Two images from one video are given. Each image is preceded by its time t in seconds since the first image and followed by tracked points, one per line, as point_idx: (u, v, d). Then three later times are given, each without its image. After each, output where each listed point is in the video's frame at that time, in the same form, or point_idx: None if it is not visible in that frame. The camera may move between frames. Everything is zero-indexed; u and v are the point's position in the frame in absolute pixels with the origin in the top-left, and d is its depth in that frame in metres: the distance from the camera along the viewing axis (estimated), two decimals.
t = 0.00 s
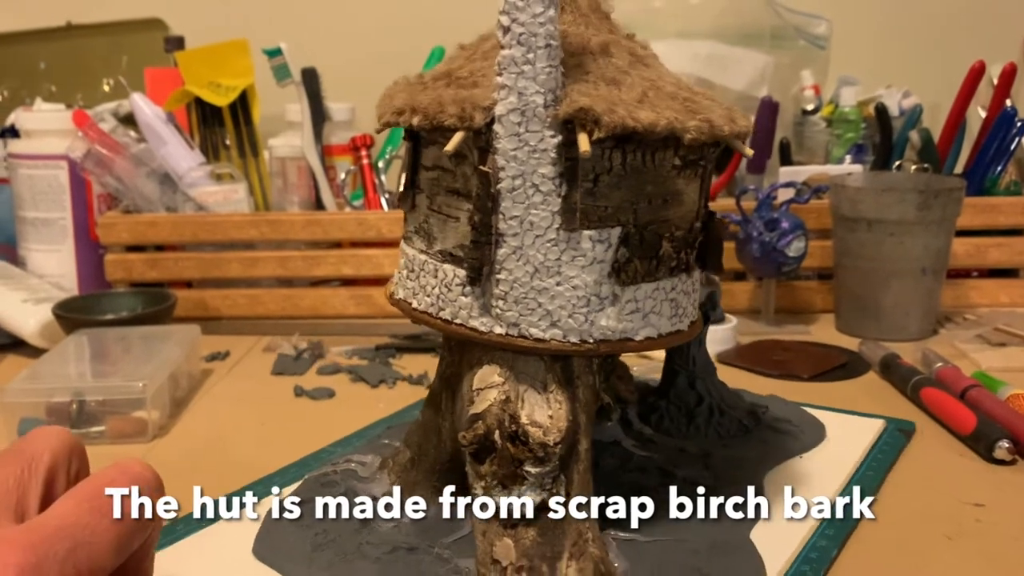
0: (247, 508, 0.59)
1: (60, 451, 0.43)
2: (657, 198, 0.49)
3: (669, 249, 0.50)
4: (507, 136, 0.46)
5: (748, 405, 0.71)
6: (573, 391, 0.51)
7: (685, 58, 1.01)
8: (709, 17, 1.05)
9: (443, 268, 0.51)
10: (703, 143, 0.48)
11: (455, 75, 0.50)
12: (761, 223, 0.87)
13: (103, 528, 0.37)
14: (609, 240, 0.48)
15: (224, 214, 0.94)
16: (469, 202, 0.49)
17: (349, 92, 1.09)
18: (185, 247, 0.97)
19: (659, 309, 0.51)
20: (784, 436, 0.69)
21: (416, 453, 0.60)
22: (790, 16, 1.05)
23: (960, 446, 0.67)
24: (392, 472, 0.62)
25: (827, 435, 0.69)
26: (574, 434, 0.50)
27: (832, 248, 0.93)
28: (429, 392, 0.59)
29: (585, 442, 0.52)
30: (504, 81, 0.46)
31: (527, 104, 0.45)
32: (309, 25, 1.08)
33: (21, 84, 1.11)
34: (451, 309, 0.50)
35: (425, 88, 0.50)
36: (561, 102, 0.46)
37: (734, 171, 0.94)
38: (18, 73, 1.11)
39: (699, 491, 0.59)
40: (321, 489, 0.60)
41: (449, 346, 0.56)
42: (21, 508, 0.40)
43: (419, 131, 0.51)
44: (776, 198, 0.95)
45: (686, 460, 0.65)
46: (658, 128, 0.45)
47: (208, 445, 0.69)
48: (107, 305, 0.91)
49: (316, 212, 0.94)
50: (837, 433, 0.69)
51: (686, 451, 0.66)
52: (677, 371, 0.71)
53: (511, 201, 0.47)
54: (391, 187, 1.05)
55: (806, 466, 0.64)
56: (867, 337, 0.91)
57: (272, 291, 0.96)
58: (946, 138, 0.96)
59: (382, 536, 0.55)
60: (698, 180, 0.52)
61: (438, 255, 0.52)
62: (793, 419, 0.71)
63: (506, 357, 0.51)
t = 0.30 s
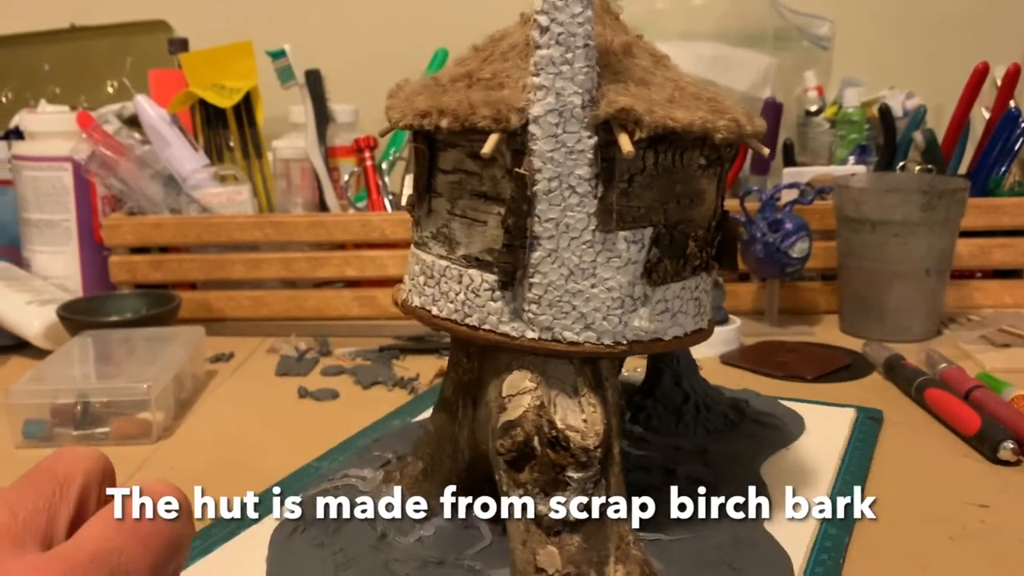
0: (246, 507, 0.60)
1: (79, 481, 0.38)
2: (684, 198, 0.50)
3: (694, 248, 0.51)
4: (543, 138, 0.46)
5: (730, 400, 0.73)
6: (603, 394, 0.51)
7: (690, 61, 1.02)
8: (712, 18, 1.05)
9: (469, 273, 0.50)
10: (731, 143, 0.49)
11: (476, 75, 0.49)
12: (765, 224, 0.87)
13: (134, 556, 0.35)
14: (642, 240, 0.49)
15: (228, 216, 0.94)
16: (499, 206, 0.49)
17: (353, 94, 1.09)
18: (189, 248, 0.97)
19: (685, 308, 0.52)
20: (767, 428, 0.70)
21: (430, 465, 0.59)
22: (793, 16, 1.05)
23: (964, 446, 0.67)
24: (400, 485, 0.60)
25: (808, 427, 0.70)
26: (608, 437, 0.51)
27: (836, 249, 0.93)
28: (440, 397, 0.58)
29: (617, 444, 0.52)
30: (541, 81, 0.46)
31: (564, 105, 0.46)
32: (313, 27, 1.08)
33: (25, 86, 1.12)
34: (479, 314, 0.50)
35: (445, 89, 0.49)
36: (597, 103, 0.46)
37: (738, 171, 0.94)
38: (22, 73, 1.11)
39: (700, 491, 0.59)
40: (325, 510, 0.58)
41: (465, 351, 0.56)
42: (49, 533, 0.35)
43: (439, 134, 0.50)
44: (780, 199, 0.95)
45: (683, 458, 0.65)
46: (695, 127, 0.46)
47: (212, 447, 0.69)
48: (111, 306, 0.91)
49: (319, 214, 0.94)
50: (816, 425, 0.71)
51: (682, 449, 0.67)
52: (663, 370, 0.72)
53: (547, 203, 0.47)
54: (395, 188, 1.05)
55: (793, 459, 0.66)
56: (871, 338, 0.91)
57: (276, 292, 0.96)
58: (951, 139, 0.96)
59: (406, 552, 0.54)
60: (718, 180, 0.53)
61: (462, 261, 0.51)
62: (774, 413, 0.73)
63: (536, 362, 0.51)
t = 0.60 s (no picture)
0: (247, 507, 0.60)
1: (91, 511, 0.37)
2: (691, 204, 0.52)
3: (699, 253, 0.53)
4: (565, 145, 0.47)
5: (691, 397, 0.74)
6: (616, 400, 0.53)
7: (689, 64, 1.02)
8: (711, 22, 1.05)
9: (482, 283, 0.50)
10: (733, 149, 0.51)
11: (483, 82, 0.49)
12: (763, 228, 0.87)
13: None
14: (656, 245, 0.50)
15: (227, 220, 0.95)
16: (514, 214, 0.49)
17: (353, 97, 1.09)
18: (189, 252, 0.97)
19: (690, 311, 0.53)
20: (729, 422, 0.72)
21: (430, 480, 0.57)
22: (792, 20, 1.05)
23: (961, 451, 0.67)
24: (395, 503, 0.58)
25: (765, 421, 0.73)
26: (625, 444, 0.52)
27: (835, 252, 0.93)
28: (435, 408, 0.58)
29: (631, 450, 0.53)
30: (563, 88, 0.46)
31: (586, 112, 0.46)
32: (312, 30, 1.08)
33: (25, 90, 1.12)
34: (494, 325, 0.50)
35: (452, 97, 0.49)
36: (617, 111, 0.47)
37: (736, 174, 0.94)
38: (23, 77, 1.12)
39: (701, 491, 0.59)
40: (321, 536, 0.55)
41: (467, 360, 0.56)
42: (69, 562, 0.35)
43: (445, 142, 0.50)
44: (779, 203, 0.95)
45: (662, 458, 0.66)
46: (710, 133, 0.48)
47: (210, 451, 0.69)
48: (111, 310, 0.92)
49: (318, 218, 0.94)
50: (773, 419, 0.73)
51: (656, 448, 0.67)
52: (628, 371, 0.72)
53: (568, 210, 0.47)
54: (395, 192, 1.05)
55: (761, 451, 0.68)
56: (870, 343, 0.91)
57: (275, 295, 0.96)
58: (950, 142, 0.96)
59: (419, 570, 0.52)
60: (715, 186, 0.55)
61: (473, 271, 0.50)
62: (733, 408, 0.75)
63: (550, 370, 0.52)
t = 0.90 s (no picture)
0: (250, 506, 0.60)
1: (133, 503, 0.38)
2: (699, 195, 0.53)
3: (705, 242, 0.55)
4: (591, 138, 0.48)
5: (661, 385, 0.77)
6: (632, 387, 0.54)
7: (695, 63, 1.02)
8: (717, 20, 1.05)
9: (504, 275, 0.50)
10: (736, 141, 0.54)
11: (500, 78, 0.50)
12: (770, 226, 0.87)
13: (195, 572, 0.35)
14: (670, 235, 0.51)
15: (234, 218, 0.95)
16: (537, 206, 0.49)
17: (360, 96, 1.09)
18: (196, 250, 0.97)
19: (697, 299, 0.55)
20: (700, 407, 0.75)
21: (442, 474, 0.57)
22: (798, 19, 1.05)
23: (969, 448, 0.67)
24: (404, 501, 0.58)
25: (731, 405, 0.76)
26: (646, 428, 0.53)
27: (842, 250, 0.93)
28: (443, 401, 0.58)
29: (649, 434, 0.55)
30: (589, 83, 0.47)
31: (611, 106, 0.47)
32: (319, 29, 1.09)
33: (33, 88, 1.12)
34: (517, 316, 0.50)
35: (471, 93, 0.50)
36: (639, 105, 0.48)
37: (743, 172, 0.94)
38: (30, 76, 1.12)
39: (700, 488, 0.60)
40: (332, 537, 0.55)
41: (479, 354, 0.56)
42: (110, 557, 0.35)
43: (462, 138, 0.50)
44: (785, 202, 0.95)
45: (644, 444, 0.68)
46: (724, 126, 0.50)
47: (219, 448, 0.70)
48: (119, 307, 0.92)
49: (326, 216, 0.94)
50: (740, 404, 0.76)
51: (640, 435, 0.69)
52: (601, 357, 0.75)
53: (593, 202, 0.48)
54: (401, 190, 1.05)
55: (733, 433, 0.71)
56: (876, 340, 0.91)
57: (282, 293, 0.96)
58: (956, 141, 0.96)
59: (445, 564, 0.53)
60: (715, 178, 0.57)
61: (493, 264, 0.51)
62: (700, 392, 0.77)
63: (570, 360, 0.53)
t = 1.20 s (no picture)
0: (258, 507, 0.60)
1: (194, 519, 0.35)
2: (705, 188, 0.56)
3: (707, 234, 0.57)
4: (620, 133, 0.49)
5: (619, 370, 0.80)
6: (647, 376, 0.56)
7: (699, 61, 1.02)
8: (722, 19, 1.05)
9: (530, 270, 0.51)
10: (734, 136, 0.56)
11: (519, 74, 0.50)
12: (774, 225, 0.87)
13: None
14: (685, 226, 0.53)
15: (238, 217, 0.95)
16: (564, 201, 0.50)
17: (364, 94, 1.09)
18: (200, 248, 0.97)
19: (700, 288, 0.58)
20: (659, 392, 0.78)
21: (458, 472, 0.57)
22: (803, 18, 1.05)
23: (974, 448, 0.67)
24: (420, 502, 0.58)
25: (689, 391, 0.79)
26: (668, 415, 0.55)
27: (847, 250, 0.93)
28: (456, 400, 0.58)
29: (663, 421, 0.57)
30: (619, 79, 0.48)
31: (639, 101, 0.49)
32: (323, 28, 1.09)
33: (37, 87, 1.12)
34: (545, 310, 0.51)
35: (493, 90, 0.50)
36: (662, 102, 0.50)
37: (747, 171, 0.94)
38: (34, 74, 1.12)
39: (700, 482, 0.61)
40: (350, 543, 0.54)
41: (495, 351, 0.57)
42: None
43: (483, 135, 0.50)
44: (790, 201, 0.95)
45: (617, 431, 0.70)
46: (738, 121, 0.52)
47: (222, 446, 0.70)
48: (123, 305, 0.92)
49: (330, 215, 0.94)
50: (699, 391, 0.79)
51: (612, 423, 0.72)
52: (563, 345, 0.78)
53: (621, 195, 0.50)
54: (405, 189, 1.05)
55: (697, 417, 0.74)
56: (881, 340, 0.91)
57: (285, 292, 0.96)
58: (962, 140, 0.95)
59: (475, 562, 0.53)
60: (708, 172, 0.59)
61: (518, 260, 0.51)
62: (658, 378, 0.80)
63: (592, 352, 0.54)
